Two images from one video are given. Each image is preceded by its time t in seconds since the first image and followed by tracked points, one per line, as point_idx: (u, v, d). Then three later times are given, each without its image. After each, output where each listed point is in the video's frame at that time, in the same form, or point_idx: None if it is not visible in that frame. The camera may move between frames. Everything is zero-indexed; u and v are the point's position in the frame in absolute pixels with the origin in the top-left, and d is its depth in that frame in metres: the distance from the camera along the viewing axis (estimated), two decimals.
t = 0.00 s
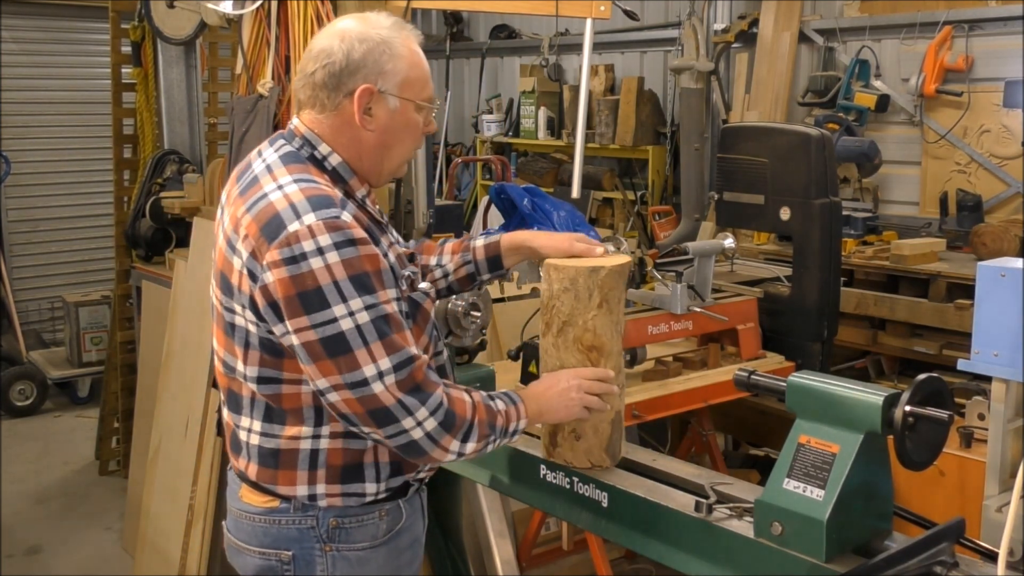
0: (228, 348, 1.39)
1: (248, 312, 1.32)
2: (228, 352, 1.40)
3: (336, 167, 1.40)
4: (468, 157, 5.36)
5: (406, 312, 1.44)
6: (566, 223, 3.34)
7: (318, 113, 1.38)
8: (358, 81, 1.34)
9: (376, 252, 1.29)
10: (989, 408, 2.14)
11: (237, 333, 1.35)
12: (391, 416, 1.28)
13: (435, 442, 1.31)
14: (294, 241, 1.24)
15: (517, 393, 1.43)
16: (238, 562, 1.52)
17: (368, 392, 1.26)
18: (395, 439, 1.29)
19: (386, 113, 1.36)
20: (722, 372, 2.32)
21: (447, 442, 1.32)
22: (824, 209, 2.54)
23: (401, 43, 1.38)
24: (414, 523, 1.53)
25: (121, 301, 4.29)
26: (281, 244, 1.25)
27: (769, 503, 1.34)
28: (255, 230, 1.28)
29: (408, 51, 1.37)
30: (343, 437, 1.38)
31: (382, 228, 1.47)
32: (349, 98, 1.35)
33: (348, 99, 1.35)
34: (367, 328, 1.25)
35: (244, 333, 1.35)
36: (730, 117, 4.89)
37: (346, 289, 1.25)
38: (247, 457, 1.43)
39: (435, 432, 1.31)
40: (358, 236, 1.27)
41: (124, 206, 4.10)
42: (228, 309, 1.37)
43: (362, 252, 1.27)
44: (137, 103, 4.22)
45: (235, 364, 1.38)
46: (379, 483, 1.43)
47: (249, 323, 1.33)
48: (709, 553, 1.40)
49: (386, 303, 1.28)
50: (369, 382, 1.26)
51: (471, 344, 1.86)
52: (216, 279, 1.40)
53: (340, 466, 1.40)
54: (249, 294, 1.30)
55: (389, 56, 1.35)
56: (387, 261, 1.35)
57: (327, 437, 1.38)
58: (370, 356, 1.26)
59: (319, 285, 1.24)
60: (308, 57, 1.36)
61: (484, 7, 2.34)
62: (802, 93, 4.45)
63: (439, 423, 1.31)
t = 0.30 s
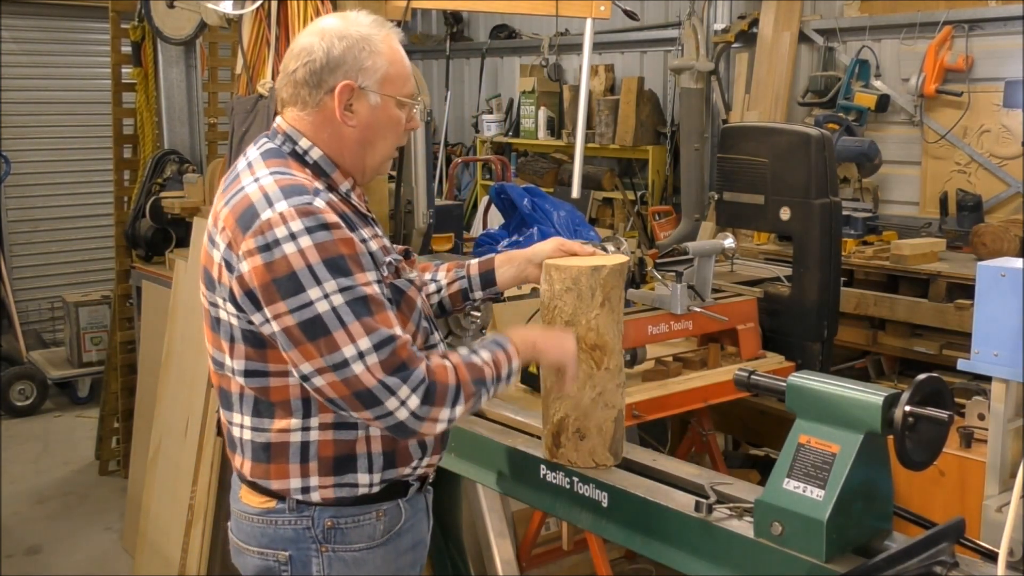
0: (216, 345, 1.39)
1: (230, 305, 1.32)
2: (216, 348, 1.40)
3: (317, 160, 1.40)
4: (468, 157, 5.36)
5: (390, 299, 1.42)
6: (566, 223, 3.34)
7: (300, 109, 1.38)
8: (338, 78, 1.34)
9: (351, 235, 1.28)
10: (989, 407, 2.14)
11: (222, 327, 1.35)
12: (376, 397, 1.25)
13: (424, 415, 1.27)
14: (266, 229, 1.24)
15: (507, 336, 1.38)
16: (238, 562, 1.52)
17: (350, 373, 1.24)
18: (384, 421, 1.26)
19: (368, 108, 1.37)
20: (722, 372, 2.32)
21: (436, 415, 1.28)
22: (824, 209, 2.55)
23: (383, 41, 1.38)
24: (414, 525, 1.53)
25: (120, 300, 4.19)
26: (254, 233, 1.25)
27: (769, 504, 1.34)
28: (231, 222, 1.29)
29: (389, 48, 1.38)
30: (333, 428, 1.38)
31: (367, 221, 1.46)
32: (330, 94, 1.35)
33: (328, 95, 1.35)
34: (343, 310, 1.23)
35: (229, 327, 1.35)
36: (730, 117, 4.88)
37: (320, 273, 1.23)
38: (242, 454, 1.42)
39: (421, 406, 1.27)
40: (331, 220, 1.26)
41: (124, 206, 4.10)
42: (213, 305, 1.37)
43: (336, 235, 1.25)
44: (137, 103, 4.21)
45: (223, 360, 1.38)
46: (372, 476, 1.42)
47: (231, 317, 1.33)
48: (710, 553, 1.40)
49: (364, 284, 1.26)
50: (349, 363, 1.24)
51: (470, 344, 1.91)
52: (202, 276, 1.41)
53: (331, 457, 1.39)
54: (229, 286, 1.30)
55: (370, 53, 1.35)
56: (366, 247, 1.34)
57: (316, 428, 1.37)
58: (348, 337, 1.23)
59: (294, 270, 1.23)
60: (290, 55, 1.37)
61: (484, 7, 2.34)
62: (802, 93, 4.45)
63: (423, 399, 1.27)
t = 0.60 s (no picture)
0: (219, 335, 1.40)
1: (233, 284, 1.34)
2: (219, 337, 1.40)
3: (306, 154, 1.40)
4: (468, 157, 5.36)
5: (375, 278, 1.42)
6: (566, 224, 3.41)
7: (289, 103, 1.39)
8: (321, 70, 1.34)
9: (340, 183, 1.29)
10: (989, 407, 2.14)
11: (225, 313, 1.36)
12: (430, 285, 1.25)
13: (480, 279, 1.27)
14: (257, 197, 1.25)
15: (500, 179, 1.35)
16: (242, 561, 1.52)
17: (395, 274, 1.24)
18: (447, 301, 1.26)
19: (352, 101, 1.36)
20: (722, 372, 2.32)
21: (488, 272, 1.28)
22: (824, 209, 2.54)
23: (369, 37, 1.39)
24: (418, 525, 1.52)
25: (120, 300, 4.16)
26: (247, 204, 1.26)
27: (769, 504, 1.34)
28: (224, 204, 1.31)
29: (374, 44, 1.38)
30: (331, 396, 1.36)
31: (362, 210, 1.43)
32: (314, 86, 1.35)
33: (313, 88, 1.36)
34: (360, 228, 1.24)
35: (231, 312, 1.36)
36: (730, 117, 4.88)
37: (323, 211, 1.24)
38: (247, 444, 1.42)
39: (471, 271, 1.27)
40: (316, 176, 1.28)
41: (124, 206, 4.10)
42: (212, 296, 1.39)
43: (327, 182, 1.27)
44: (137, 103, 4.21)
45: (228, 348, 1.39)
46: (367, 447, 1.40)
47: (233, 298, 1.35)
48: (709, 553, 1.40)
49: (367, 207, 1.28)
50: (391, 266, 1.24)
51: (470, 345, 1.87)
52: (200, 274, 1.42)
53: (333, 426, 1.37)
54: (231, 264, 1.32)
55: (353, 47, 1.36)
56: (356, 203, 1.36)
57: (315, 400, 1.36)
58: (378, 245, 1.24)
59: (298, 218, 1.23)
60: (279, 53, 1.39)
61: (484, 7, 2.34)
62: (802, 93, 4.45)
63: (471, 263, 1.27)
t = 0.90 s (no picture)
0: (223, 327, 1.40)
1: (237, 276, 1.34)
2: (223, 330, 1.40)
3: (312, 152, 1.38)
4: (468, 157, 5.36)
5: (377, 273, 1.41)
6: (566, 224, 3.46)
7: (294, 103, 1.40)
8: (327, 70, 1.36)
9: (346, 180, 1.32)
10: (989, 407, 2.14)
11: (228, 305, 1.37)
12: (427, 280, 1.26)
13: (477, 282, 1.28)
14: (264, 185, 1.26)
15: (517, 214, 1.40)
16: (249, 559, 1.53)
17: (393, 267, 1.25)
18: (444, 298, 1.27)
19: (356, 100, 1.37)
20: (722, 372, 2.32)
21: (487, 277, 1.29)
22: (824, 209, 2.54)
23: (373, 43, 1.41)
24: (422, 523, 1.52)
25: (121, 300, 4.23)
26: (253, 193, 1.27)
27: (769, 504, 1.34)
28: (229, 194, 1.31)
29: (379, 48, 1.40)
30: (334, 389, 1.36)
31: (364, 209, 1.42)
32: (319, 84, 1.36)
33: (318, 87, 1.37)
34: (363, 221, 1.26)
35: (236, 304, 1.37)
36: (730, 117, 4.88)
37: (328, 201, 1.26)
38: (251, 437, 1.42)
39: (469, 271, 1.28)
40: (322, 169, 1.30)
41: (124, 206, 4.10)
42: (218, 289, 1.39)
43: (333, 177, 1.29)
44: (137, 103, 4.21)
45: (232, 341, 1.39)
46: (370, 440, 1.39)
47: (237, 290, 1.35)
48: (710, 553, 1.40)
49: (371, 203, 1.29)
50: (389, 259, 1.24)
51: (471, 344, 1.86)
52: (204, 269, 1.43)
53: (337, 418, 1.37)
54: (235, 256, 1.33)
55: (358, 50, 1.38)
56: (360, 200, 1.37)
57: (318, 392, 1.36)
58: (379, 238, 1.25)
59: (303, 208, 1.25)
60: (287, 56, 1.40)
61: (484, 7, 2.34)
62: (802, 93, 4.45)
63: (470, 265, 1.28)
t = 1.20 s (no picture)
0: (220, 328, 1.40)
1: (230, 281, 1.34)
2: (220, 331, 1.40)
3: (314, 153, 1.39)
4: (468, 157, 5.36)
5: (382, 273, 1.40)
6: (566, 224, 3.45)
7: (298, 103, 1.40)
8: (329, 71, 1.35)
9: (342, 195, 1.29)
10: (989, 407, 2.14)
11: (223, 308, 1.37)
12: (395, 321, 1.22)
13: (442, 336, 1.24)
14: (258, 195, 1.26)
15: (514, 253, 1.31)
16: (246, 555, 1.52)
17: (363, 304, 1.22)
18: (407, 346, 1.23)
19: (358, 101, 1.37)
20: (722, 372, 2.31)
21: (456, 330, 1.24)
22: (824, 209, 2.54)
23: (378, 42, 1.40)
24: (420, 522, 1.52)
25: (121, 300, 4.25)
26: (247, 201, 1.27)
27: (769, 504, 1.34)
28: (228, 198, 1.31)
29: (384, 49, 1.39)
30: (329, 396, 1.36)
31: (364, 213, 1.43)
32: (320, 86, 1.36)
33: (320, 89, 1.37)
34: (344, 249, 1.23)
35: (231, 308, 1.36)
36: (730, 117, 4.87)
37: (314, 222, 1.24)
38: (249, 437, 1.42)
39: (437, 323, 1.23)
40: (319, 183, 1.28)
41: (124, 206, 4.10)
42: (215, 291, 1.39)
43: (326, 193, 1.27)
44: (137, 103, 4.21)
45: (228, 343, 1.39)
46: (366, 448, 1.40)
47: (231, 295, 1.35)
48: (709, 552, 1.40)
49: (361, 228, 1.25)
50: (361, 295, 1.22)
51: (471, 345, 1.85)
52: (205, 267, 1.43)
53: (331, 426, 1.37)
54: (229, 261, 1.32)
55: (361, 50, 1.37)
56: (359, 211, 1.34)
57: (313, 398, 1.36)
58: (354, 271, 1.22)
59: (290, 225, 1.24)
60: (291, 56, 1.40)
61: (484, 7, 2.34)
62: (802, 93, 4.45)
63: (440, 314, 1.24)
